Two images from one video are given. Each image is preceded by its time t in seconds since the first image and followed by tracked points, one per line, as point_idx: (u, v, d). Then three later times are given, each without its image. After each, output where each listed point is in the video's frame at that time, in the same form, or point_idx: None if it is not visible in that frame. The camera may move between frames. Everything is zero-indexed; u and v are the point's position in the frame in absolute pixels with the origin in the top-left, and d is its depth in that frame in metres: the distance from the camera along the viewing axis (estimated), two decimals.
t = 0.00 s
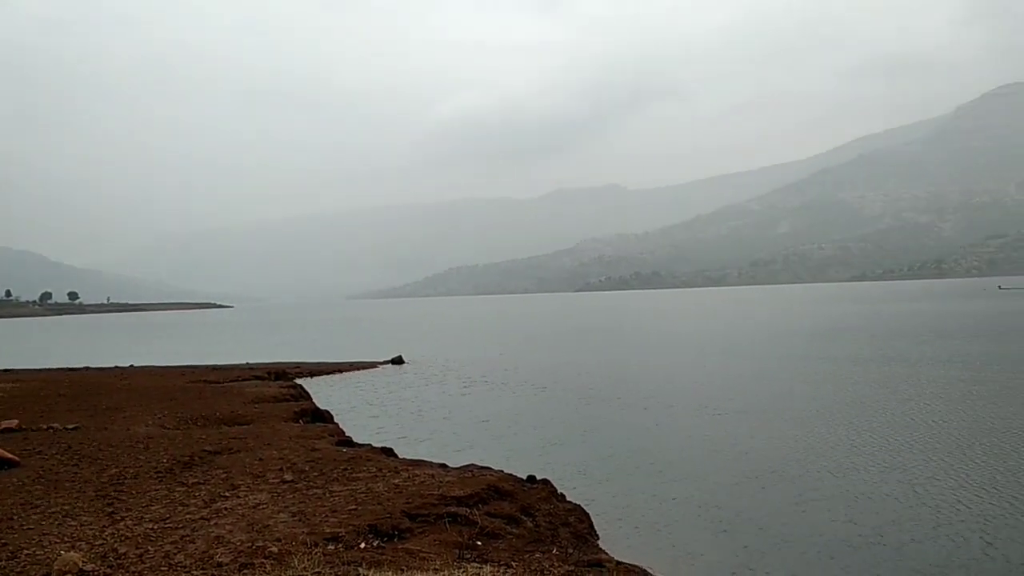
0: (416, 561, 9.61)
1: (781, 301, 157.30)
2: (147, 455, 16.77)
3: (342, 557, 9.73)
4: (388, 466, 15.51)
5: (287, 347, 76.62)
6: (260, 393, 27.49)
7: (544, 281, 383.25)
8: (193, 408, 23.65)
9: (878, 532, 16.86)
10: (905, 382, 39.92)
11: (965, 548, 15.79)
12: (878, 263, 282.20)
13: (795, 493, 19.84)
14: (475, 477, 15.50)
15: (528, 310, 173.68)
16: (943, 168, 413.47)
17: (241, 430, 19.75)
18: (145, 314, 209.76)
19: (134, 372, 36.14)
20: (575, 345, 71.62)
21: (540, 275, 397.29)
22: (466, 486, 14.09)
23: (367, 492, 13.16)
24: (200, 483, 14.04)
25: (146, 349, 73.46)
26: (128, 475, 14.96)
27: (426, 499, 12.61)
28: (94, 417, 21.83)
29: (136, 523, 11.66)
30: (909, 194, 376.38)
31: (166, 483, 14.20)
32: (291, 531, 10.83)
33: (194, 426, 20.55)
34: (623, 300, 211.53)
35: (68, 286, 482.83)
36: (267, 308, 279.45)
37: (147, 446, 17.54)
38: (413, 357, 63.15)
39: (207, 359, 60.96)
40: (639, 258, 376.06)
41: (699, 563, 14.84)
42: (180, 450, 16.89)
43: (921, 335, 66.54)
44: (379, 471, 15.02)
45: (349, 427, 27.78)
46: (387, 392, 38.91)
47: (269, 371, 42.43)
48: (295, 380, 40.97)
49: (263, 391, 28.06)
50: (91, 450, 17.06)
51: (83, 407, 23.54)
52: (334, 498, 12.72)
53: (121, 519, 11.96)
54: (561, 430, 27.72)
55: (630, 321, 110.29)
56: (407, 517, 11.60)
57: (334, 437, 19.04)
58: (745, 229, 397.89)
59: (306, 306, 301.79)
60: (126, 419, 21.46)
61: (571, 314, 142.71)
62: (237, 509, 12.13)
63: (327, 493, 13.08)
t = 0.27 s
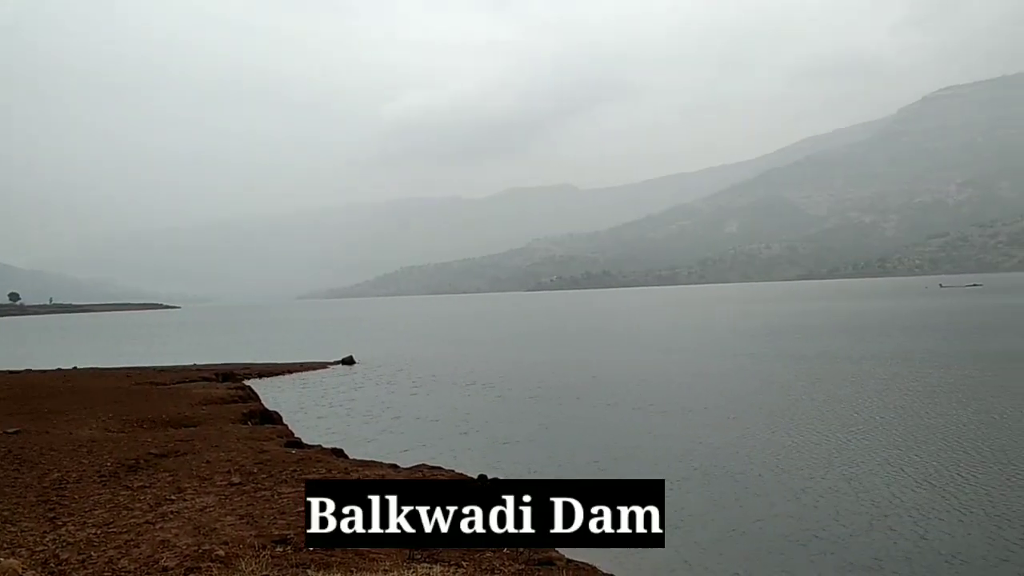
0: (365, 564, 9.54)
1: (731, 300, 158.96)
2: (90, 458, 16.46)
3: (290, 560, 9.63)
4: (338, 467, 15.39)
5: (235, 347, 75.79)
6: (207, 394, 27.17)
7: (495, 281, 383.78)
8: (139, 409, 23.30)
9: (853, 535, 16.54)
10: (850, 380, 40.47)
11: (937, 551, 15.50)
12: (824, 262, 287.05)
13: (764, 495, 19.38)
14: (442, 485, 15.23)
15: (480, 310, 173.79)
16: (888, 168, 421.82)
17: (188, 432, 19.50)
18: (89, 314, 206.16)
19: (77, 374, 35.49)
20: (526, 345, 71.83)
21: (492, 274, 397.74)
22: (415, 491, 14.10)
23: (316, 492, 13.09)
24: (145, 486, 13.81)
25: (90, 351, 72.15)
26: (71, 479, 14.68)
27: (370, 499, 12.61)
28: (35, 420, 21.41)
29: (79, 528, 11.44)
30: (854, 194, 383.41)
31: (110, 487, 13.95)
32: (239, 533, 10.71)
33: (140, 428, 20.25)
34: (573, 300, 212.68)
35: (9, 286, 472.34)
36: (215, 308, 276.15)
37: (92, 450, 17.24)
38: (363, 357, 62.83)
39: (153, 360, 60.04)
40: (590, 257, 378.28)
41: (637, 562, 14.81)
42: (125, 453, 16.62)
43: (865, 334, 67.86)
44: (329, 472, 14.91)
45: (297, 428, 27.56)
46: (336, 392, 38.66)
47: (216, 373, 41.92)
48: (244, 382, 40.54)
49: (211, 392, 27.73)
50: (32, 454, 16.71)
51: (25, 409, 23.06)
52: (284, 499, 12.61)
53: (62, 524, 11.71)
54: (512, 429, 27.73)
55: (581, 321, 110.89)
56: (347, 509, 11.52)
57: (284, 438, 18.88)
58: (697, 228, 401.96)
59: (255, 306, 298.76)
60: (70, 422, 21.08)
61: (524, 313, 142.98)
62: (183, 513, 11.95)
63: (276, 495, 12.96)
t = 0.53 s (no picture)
0: (316, 570, 9.46)
1: (682, 302, 160.47)
2: (34, 465, 16.10)
3: (241, 566, 9.52)
4: (290, 472, 15.22)
5: (185, 352, 74.76)
6: (156, 399, 26.73)
7: (450, 283, 383.29)
8: (86, 415, 22.87)
9: (861, 538, 16.40)
10: (805, 380, 41.12)
11: (904, 552, 15.56)
12: (775, 264, 290.98)
13: (765, 497, 19.32)
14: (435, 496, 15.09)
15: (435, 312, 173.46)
16: (837, 172, 428.75)
17: (136, 438, 19.17)
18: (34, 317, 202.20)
19: (21, 379, 34.74)
20: (480, 347, 71.76)
21: (446, 276, 397.18)
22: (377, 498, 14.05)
23: (267, 499, 12.93)
24: (90, 494, 13.53)
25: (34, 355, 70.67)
26: (14, 486, 14.36)
27: (335, 501, 12.56)
28: None
29: (23, 537, 11.18)
30: (804, 197, 389.17)
31: (55, 493, 13.67)
32: (188, 540, 10.55)
33: (86, 435, 19.85)
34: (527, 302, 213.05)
35: None
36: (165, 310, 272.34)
37: (35, 456, 16.87)
38: (317, 360, 62.33)
39: (100, 365, 58.99)
40: (544, 260, 379.39)
41: (599, 563, 14.92)
42: (71, 460, 16.29)
43: (815, 334, 68.91)
44: (281, 477, 14.74)
45: (248, 433, 27.23)
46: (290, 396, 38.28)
47: (166, 377, 41.27)
48: (194, 386, 39.96)
49: (160, 397, 27.30)
50: None
51: None
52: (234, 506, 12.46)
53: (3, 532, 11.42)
54: (467, 431, 27.67)
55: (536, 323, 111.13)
56: (339, 510, 11.72)
57: (236, 444, 18.63)
58: (650, 231, 404.97)
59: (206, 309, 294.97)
60: (14, 429, 20.61)
61: (477, 315, 142.78)
62: (130, 520, 11.74)
63: (226, 501, 12.80)
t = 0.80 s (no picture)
0: None
1: (635, 308, 161.53)
2: None
3: None
4: (240, 483, 15.03)
5: (133, 361, 73.40)
6: (104, 410, 26.18)
7: (404, 291, 381.35)
8: (29, 426, 22.33)
9: (861, 538, 16.63)
10: (759, 385, 41.72)
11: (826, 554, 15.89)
12: (727, 271, 294.15)
13: (760, 501, 19.58)
14: (402, 511, 15.67)
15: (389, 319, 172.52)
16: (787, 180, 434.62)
17: (82, 449, 18.79)
18: None
19: None
20: (434, 354, 71.51)
21: (400, 284, 395.10)
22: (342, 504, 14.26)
23: (217, 509, 12.77)
24: (33, 507, 13.22)
25: None
26: None
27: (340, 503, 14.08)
28: None
29: None
30: (756, 204, 393.99)
31: None
32: (135, 553, 10.35)
33: (29, 447, 19.39)
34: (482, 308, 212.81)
35: None
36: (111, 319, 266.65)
37: None
38: (268, 369, 61.57)
39: (44, 375, 57.69)
40: (499, 267, 379.34)
41: (548, 571, 14.86)
42: (13, 472, 15.89)
43: (765, 340, 69.87)
44: (231, 487, 14.54)
45: (197, 443, 26.83)
46: (242, 405, 37.79)
47: (113, 387, 40.47)
48: (142, 396, 39.27)
49: (107, 408, 26.76)
50: None
51: None
52: (183, 517, 12.27)
53: None
54: (422, 439, 27.59)
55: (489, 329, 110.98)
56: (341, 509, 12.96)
57: (185, 455, 18.34)
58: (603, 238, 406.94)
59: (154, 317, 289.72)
60: None
61: (432, 323, 142.33)
62: (76, 533, 11.49)
63: (176, 512, 12.60)
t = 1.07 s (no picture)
0: None
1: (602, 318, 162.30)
2: None
3: None
4: (207, 496, 14.91)
5: (95, 373, 72.38)
6: (68, 423, 25.84)
7: (372, 302, 378.99)
8: None
9: (869, 540, 17.09)
10: (725, 393, 42.34)
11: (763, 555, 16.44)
12: (695, 280, 295.82)
13: (713, 506, 20.04)
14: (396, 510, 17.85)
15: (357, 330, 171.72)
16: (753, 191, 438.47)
17: (44, 463, 18.49)
18: None
19: None
20: (402, 364, 71.31)
21: (369, 295, 392.86)
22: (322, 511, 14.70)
23: (182, 523, 12.61)
24: None
25: None
26: None
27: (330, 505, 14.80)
28: None
29: None
30: (723, 215, 397.08)
31: None
32: (99, 568, 10.18)
33: None
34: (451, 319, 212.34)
35: None
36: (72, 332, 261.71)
37: None
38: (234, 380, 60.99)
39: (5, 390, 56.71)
40: (467, 278, 378.57)
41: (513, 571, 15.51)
42: None
43: (731, 349, 70.61)
44: (197, 501, 14.39)
45: (164, 455, 26.59)
46: (207, 418, 37.49)
47: (76, 401, 39.94)
48: (106, 408, 38.77)
49: (72, 421, 26.39)
50: None
51: None
52: (148, 531, 12.09)
53: None
54: (390, 450, 27.60)
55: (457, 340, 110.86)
56: (338, 511, 13.68)
57: (150, 468, 18.12)
58: (572, 248, 407.86)
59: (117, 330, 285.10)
60: None
61: (399, 333, 141.86)
62: (36, 549, 11.28)
63: (140, 527, 12.43)
